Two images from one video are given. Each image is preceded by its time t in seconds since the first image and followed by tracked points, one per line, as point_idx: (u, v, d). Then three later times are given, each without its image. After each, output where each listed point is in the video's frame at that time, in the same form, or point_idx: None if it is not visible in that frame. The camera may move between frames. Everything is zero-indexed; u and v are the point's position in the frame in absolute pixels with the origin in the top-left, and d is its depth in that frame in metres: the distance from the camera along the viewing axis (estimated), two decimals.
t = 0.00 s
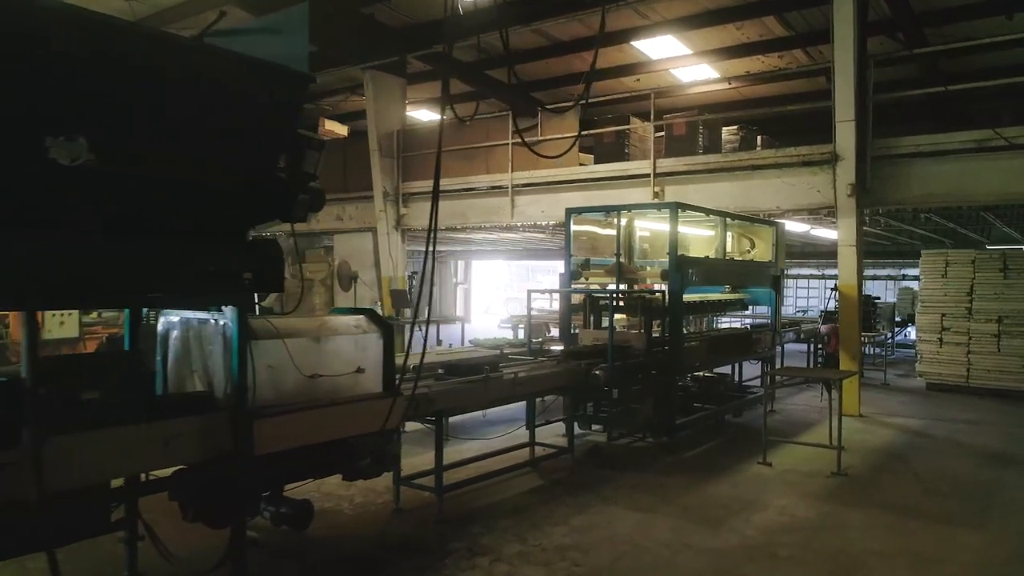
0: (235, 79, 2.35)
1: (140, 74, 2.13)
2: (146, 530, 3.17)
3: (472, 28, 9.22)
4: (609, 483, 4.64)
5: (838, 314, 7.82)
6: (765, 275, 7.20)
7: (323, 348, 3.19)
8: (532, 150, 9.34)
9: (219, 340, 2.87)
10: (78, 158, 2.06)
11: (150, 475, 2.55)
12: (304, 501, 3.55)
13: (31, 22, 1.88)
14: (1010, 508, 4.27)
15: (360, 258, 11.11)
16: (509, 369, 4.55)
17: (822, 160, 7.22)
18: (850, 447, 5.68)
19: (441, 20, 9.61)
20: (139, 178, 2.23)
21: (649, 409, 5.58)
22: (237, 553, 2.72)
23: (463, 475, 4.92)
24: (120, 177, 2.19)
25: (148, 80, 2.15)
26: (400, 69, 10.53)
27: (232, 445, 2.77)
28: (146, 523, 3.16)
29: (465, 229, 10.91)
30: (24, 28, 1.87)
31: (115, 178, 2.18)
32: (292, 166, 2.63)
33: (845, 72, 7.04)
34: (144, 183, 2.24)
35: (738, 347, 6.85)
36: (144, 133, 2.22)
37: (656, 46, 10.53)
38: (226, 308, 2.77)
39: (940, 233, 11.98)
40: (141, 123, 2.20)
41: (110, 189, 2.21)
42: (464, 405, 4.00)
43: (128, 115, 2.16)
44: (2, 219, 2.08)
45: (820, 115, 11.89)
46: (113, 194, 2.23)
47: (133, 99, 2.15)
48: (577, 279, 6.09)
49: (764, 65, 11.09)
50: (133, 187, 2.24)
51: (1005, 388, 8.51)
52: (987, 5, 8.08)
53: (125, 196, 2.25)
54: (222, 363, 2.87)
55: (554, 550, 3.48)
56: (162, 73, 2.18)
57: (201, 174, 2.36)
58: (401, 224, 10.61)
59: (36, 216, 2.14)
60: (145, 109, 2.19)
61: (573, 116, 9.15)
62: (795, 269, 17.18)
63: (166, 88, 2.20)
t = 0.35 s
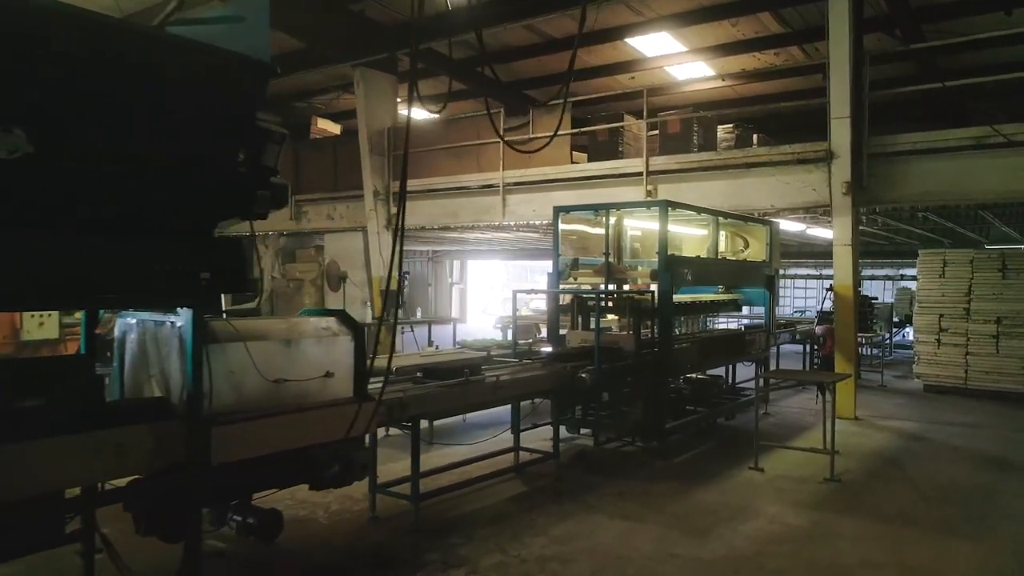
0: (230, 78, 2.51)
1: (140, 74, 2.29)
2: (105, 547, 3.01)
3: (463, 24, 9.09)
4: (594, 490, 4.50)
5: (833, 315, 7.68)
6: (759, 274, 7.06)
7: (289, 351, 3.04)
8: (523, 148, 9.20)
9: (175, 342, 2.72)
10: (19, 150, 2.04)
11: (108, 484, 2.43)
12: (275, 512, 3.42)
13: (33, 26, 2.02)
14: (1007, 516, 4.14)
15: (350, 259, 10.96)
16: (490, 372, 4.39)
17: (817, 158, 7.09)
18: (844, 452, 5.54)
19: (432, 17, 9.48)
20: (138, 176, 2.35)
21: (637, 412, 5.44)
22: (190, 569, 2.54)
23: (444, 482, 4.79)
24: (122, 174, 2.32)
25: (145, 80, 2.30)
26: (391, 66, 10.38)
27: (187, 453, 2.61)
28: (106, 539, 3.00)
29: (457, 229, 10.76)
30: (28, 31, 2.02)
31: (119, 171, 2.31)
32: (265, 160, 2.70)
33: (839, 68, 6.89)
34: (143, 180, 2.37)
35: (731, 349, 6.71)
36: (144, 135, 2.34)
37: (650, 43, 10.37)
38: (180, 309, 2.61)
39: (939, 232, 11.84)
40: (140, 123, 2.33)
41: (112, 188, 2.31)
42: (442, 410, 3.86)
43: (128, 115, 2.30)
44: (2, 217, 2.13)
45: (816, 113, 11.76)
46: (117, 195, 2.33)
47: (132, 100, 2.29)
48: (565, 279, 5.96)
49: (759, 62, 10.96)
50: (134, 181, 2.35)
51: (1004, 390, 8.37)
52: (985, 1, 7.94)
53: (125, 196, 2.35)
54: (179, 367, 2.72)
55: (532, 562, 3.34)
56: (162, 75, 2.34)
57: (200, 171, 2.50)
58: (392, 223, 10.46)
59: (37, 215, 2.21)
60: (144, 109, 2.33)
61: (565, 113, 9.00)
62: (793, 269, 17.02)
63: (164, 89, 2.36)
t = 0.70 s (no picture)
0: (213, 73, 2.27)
1: (141, 73, 2.15)
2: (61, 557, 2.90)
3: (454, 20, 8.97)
4: (580, 497, 4.37)
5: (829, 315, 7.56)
6: (753, 274, 6.93)
7: (255, 355, 2.91)
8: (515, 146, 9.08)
9: (130, 345, 2.59)
10: None
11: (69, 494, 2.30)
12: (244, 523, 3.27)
13: (31, 25, 1.90)
14: (1006, 524, 4.01)
15: (342, 259, 10.84)
16: (473, 376, 4.25)
17: (812, 156, 6.95)
18: (840, 457, 5.41)
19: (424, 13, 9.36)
20: (137, 175, 2.26)
21: (627, 415, 5.31)
22: None
23: (428, 487, 4.66)
24: (126, 173, 2.23)
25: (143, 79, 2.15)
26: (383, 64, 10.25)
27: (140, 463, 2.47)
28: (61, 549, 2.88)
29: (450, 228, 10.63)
30: (24, 30, 1.90)
31: (122, 170, 2.22)
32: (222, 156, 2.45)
33: (835, 65, 6.76)
34: (144, 181, 2.27)
35: (724, 350, 6.58)
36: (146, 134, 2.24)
37: (645, 40, 10.26)
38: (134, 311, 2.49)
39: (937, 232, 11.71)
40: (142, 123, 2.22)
41: (113, 188, 2.22)
42: (420, 415, 3.72)
43: (130, 117, 2.18)
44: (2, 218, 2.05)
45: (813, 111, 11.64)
46: (121, 194, 2.25)
47: (133, 100, 2.16)
48: (554, 279, 5.84)
49: (755, 59, 10.85)
50: (139, 180, 2.26)
51: (1004, 392, 8.24)
52: None
53: (134, 195, 2.27)
54: (134, 371, 2.58)
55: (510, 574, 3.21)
56: (163, 75, 2.20)
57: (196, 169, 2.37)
58: (384, 223, 10.33)
59: (37, 215, 2.12)
60: (146, 110, 2.20)
61: (558, 111, 8.87)
62: (791, 268, 16.91)
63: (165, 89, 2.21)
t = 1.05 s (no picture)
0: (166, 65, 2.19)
1: (141, 74, 2.14)
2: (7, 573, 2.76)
3: (444, 15, 8.82)
4: (563, 504, 4.22)
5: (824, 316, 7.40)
6: (746, 274, 6.78)
7: (213, 360, 2.78)
8: (506, 144, 8.93)
9: (73, 349, 2.44)
10: None
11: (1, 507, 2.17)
12: (206, 532, 3.13)
13: (29, 27, 1.92)
14: (1004, 535, 3.86)
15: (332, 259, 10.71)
16: (451, 379, 4.10)
17: (807, 153, 6.80)
18: (834, 462, 5.27)
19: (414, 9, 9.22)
20: (128, 176, 2.22)
21: (615, 420, 5.15)
22: None
23: (407, 494, 4.51)
24: (128, 174, 2.21)
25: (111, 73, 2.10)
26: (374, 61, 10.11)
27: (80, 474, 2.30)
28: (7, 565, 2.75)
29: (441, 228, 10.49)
30: (21, 33, 1.92)
31: (123, 173, 2.20)
32: (168, 149, 2.31)
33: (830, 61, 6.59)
34: (136, 184, 2.24)
35: (717, 352, 6.43)
36: (148, 136, 2.24)
37: (639, 37, 10.12)
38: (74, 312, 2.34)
39: (935, 231, 11.58)
40: (143, 124, 2.22)
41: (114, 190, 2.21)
42: (393, 421, 3.56)
43: (134, 116, 2.18)
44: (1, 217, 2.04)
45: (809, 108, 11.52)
46: (121, 194, 2.23)
47: (135, 101, 2.17)
48: (541, 278, 5.70)
49: (750, 56, 10.70)
50: (141, 184, 2.24)
51: (1003, 394, 8.10)
52: None
53: (137, 196, 2.25)
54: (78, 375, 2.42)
55: None
56: (163, 74, 2.20)
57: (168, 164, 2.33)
58: (374, 222, 10.20)
59: (37, 215, 2.10)
60: (147, 110, 2.21)
61: (549, 108, 8.73)
62: (788, 268, 16.78)
63: (162, 89, 2.22)
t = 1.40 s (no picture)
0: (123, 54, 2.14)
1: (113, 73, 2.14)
2: None
3: (435, 12, 8.70)
4: (549, 512, 4.09)
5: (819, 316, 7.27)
6: (740, 274, 6.64)
7: (172, 364, 2.65)
8: (498, 142, 8.80)
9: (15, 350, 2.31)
10: None
11: None
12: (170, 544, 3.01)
13: (28, 27, 1.94)
14: (1003, 543, 3.73)
15: (322, 259, 10.57)
16: (431, 382, 3.96)
17: (802, 151, 6.67)
18: (829, 467, 5.14)
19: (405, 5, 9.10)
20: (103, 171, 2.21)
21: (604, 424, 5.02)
22: None
23: (388, 502, 4.37)
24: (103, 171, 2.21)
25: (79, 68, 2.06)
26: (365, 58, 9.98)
27: (22, 485, 2.18)
28: None
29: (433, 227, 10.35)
30: (20, 32, 1.94)
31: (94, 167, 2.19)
32: (115, 142, 2.24)
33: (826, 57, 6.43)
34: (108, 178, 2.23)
35: (710, 353, 6.30)
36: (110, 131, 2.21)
37: (634, 34, 9.99)
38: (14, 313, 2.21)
39: (933, 230, 11.45)
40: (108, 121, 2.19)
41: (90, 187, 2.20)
42: (367, 428, 3.42)
43: (103, 114, 2.16)
44: None
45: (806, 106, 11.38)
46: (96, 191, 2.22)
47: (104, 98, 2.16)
48: (529, 278, 5.56)
49: (746, 53, 10.57)
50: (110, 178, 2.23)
51: (1002, 396, 7.97)
52: None
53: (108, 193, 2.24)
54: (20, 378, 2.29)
55: None
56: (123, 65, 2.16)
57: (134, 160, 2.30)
58: (365, 222, 10.06)
59: (35, 215, 2.11)
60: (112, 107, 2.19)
61: (541, 105, 8.60)
62: (786, 268, 16.64)
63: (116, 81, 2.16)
